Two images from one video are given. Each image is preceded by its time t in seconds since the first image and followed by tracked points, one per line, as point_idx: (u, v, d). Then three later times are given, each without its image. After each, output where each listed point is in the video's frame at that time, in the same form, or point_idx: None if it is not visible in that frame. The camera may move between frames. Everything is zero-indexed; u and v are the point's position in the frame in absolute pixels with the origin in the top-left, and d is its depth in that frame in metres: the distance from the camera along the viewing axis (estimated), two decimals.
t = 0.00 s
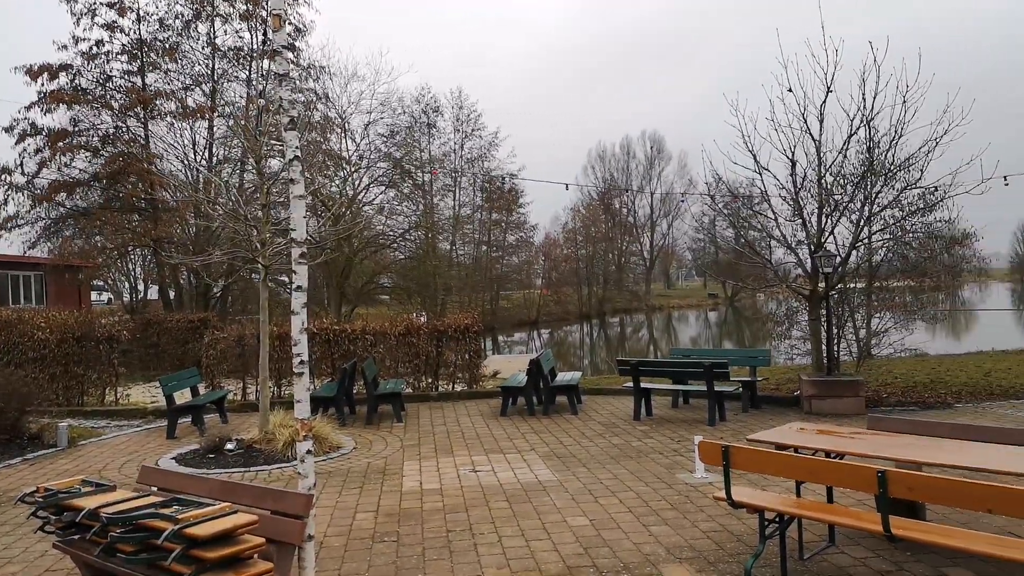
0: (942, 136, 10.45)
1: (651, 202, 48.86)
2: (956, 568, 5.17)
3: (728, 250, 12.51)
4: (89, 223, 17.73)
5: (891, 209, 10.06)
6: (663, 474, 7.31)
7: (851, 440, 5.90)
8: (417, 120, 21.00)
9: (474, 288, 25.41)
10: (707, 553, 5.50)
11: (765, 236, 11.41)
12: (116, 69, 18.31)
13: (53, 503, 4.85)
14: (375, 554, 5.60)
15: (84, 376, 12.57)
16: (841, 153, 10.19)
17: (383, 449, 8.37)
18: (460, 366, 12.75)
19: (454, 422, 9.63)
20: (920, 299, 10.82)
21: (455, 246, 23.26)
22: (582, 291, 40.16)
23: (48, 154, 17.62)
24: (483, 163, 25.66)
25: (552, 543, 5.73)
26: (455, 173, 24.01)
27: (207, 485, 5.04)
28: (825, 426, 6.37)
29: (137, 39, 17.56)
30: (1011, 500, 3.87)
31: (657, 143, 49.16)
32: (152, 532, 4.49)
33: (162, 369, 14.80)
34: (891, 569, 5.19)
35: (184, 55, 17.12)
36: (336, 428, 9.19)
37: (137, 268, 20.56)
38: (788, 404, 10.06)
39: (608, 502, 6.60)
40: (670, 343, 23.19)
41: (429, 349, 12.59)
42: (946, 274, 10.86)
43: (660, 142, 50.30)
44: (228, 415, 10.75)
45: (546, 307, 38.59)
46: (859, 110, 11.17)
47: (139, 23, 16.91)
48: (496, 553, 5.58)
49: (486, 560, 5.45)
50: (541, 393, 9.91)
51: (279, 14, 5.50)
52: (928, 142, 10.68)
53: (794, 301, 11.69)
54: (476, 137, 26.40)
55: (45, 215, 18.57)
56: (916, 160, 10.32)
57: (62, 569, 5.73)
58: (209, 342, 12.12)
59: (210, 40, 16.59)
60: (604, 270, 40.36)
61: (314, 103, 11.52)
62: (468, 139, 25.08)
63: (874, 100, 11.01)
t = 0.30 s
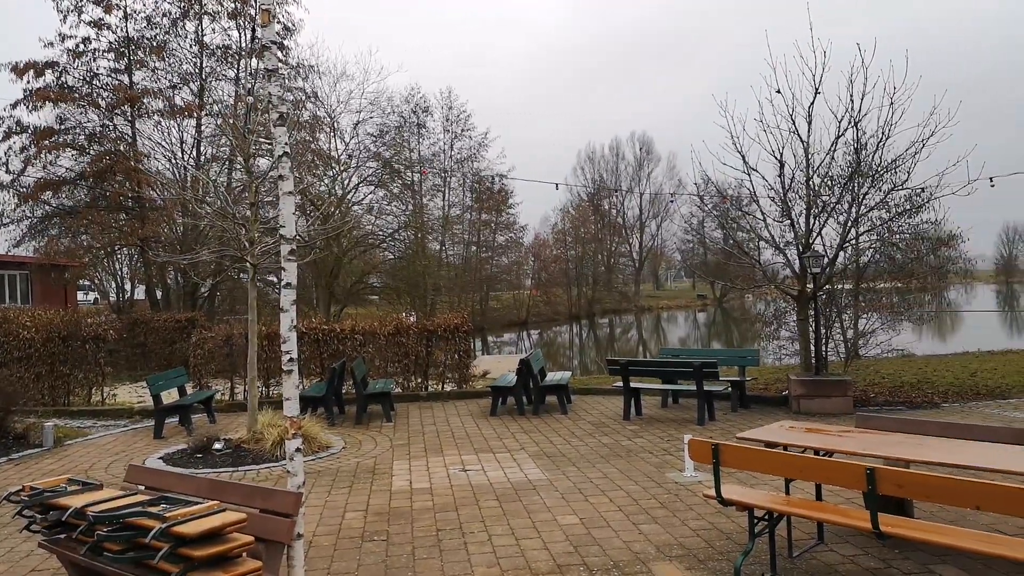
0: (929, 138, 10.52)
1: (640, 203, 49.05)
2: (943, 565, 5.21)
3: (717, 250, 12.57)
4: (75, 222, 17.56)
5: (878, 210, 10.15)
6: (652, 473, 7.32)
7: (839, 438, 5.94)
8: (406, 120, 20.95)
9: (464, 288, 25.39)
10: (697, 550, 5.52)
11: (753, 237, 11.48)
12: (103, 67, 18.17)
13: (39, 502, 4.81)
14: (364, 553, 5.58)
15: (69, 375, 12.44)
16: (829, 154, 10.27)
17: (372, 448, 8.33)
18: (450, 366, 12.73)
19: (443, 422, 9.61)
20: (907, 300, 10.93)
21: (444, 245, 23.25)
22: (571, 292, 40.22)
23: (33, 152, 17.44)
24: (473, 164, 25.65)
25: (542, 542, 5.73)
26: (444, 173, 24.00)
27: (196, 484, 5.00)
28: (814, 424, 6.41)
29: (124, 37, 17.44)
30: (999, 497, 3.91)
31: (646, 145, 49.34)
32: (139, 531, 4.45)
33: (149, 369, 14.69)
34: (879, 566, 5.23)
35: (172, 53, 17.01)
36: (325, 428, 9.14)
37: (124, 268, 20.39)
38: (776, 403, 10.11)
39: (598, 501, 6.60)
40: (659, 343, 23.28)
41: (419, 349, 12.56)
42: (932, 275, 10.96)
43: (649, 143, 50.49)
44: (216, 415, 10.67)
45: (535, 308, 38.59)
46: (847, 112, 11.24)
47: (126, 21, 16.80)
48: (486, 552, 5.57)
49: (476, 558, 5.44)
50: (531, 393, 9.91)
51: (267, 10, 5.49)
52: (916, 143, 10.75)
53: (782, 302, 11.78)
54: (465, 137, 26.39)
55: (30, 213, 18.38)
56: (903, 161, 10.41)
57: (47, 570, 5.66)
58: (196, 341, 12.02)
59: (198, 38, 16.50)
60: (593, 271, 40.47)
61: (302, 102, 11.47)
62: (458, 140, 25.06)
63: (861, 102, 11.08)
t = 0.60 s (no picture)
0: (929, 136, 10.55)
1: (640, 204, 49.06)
2: (946, 561, 5.20)
3: (717, 250, 12.59)
4: (75, 223, 17.55)
5: (878, 209, 10.17)
6: (654, 471, 7.32)
7: (841, 434, 5.94)
8: (406, 121, 20.96)
9: (464, 289, 25.38)
10: (700, 547, 5.50)
11: (753, 237, 11.49)
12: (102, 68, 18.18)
13: (40, 499, 4.80)
14: (365, 551, 5.56)
15: (70, 375, 12.42)
16: (829, 153, 10.30)
17: (373, 448, 8.32)
18: (450, 366, 12.71)
19: (444, 421, 9.59)
20: (908, 300, 10.94)
21: (444, 246, 23.26)
22: (571, 292, 40.21)
23: (33, 153, 17.44)
24: (473, 164, 25.66)
25: (544, 539, 5.72)
26: (444, 173, 24.00)
27: (197, 482, 4.99)
28: (815, 421, 6.40)
29: (124, 38, 17.47)
30: (1003, 491, 3.90)
31: (645, 145, 49.39)
32: (141, 527, 4.44)
33: (150, 369, 14.68)
34: (882, 563, 5.22)
35: (172, 53, 17.03)
36: (326, 428, 9.12)
37: (124, 268, 20.38)
38: (776, 402, 10.11)
39: (600, 499, 6.58)
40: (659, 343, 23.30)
41: (419, 349, 12.56)
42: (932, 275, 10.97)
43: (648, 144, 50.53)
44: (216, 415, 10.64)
45: (535, 308, 38.58)
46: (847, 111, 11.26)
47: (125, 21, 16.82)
48: (488, 549, 5.55)
49: (477, 556, 5.43)
50: (532, 392, 9.90)
51: (269, 6, 5.52)
52: (916, 141, 10.78)
53: (782, 302, 11.78)
54: (465, 138, 26.41)
55: (30, 214, 18.38)
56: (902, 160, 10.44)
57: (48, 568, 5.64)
58: (196, 341, 12.00)
59: (198, 38, 16.53)
60: (593, 272, 40.50)
61: (303, 100, 11.48)
62: (458, 140, 25.07)
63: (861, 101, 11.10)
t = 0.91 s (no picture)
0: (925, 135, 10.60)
1: (636, 205, 49.11)
2: (944, 556, 5.21)
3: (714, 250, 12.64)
4: (70, 224, 17.49)
5: (874, 208, 10.22)
6: (652, 468, 7.32)
7: (839, 430, 5.95)
8: (403, 121, 20.96)
9: (460, 290, 25.36)
10: (698, 544, 5.50)
11: (750, 236, 11.53)
12: (98, 68, 18.12)
13: (37, 496, 4.78)
14: (364, 548, 5.55)
15: (66, 376, 12.37)
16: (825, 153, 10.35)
17: (370, 446, 8.30)
18: (447, 365, 12.70)
19: (442, 420, 9.59)
20: (903, 299, 10.99)
21: (441, 246, 23.25)
22: (567, 293, 40.24)
23: (28, 153, 17.38)
24: (469, 165, 25.65)
25: (543, 536, 5.70)
26: (440, 173, 23.98)
27: (194, 479, 4.98)
28: (813, 417, 6.42)
29: (120, 37, 17.43)
30: (1002, 484, 3.90)
31: (641, 145, 49.44)
32: (138, 524, 4.42)
33: (147, 369, 14.63)
34: (880, 558, 5.23)
35: (168, 53, 16.99)
36: (324, 427, 9.10)
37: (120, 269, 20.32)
38: (773, 400, 10.13)
39: (598, 497, 6.58)
40: (656, 343, 23.34)
41: (416, 348, 12.54)
42: (928, 275, 11.01)
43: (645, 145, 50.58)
44: (213, 414, 10.62)
45: (532, 309, 38.57)
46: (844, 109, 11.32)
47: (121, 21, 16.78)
48: (487, 546, 5.54)
49: (476, 553, 5.41)
50: (529, 391, 9.89)
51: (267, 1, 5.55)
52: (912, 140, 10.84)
53: (778, 301, 11.83)
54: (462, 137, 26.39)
55: (25, 215, 18.31)
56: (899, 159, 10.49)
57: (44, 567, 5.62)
58: (193, 341, 11.97)
59: (193, 38, 16.49)
60: (590, 272, 40.55)
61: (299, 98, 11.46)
62: (454, 141, 25.06)
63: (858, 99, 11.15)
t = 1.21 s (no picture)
0: (924, 134, 10.65)
1: (634, 206, 49.17)
2: (945, 553, 5.21)
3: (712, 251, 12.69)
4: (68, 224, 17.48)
5: (872, 207, 10.26)
6: (652, 466, 7.32)
7: (839, 426, 5.95)
8: (402, 122, 20.97)
9: (458, 290, 25.36)
10: (699, 540, 5.49)
11: (749, 236, 11.57)
12: (96, 68, 18.12)
13: (36, 492, 4.77)
14: (364, 545, 5.53)
15: (64, 375, 12.34)
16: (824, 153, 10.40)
17: (370, 445, 8.29)
18: (447, 365, 12.69)
19: (441, 419, 9.58)
20: (901, 299, 11.02)
21: (439, 247, 23.25)
22: (566, 294, 40.26)
23: (26, 153, 17.36)
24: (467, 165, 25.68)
25: (543, 533, 5.70)
26: (439, 173, 24.00)
27: (194, 475, 4.96)
28: (813, 414, 6.42)
29: (118, 37, 17.45)
30: (1005, 478, 3.90)
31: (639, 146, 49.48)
32: (138, 519, 4.40)
33: (145, 369, 14.62)
34: (881, 555, 5.23)
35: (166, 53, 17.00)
36: (323, 426, 9.09)
37: (118, 269, 20.30)
38: (772, 399, 10.15)
39: (598, 494, 6.57)
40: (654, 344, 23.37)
41: (415, 347, 12.53)
42: (926, 275, 11.04)
43: (643, 147, 50.67)
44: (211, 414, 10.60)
45: (530, 310, 38.57)
46: (843, 108, 11.36)
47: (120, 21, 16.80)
48: (487, 543, 5.52)
49: (477, 550, 5.40)
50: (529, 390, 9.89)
51: None
52: (910, 139, 10.88)
53: (777, 301, 11.87)
54: (460, 138, 26.40)
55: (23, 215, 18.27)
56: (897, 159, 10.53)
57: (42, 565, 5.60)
58: (191, 340, 11.95)
59: (192, 38, 16.49)
60: (588, 273, 40.60)
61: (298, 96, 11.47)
62: (452, 141, 25.07)
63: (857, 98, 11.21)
